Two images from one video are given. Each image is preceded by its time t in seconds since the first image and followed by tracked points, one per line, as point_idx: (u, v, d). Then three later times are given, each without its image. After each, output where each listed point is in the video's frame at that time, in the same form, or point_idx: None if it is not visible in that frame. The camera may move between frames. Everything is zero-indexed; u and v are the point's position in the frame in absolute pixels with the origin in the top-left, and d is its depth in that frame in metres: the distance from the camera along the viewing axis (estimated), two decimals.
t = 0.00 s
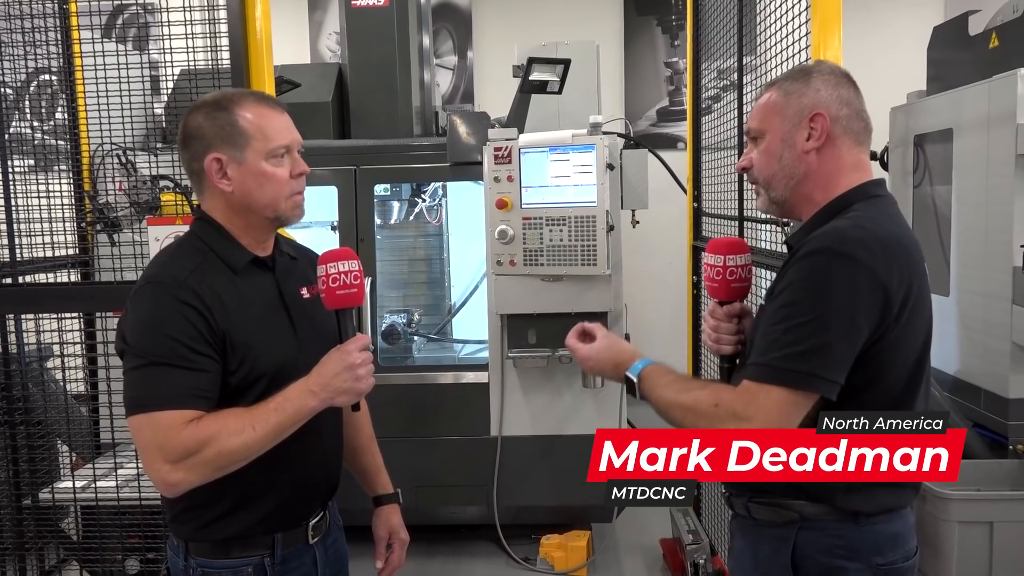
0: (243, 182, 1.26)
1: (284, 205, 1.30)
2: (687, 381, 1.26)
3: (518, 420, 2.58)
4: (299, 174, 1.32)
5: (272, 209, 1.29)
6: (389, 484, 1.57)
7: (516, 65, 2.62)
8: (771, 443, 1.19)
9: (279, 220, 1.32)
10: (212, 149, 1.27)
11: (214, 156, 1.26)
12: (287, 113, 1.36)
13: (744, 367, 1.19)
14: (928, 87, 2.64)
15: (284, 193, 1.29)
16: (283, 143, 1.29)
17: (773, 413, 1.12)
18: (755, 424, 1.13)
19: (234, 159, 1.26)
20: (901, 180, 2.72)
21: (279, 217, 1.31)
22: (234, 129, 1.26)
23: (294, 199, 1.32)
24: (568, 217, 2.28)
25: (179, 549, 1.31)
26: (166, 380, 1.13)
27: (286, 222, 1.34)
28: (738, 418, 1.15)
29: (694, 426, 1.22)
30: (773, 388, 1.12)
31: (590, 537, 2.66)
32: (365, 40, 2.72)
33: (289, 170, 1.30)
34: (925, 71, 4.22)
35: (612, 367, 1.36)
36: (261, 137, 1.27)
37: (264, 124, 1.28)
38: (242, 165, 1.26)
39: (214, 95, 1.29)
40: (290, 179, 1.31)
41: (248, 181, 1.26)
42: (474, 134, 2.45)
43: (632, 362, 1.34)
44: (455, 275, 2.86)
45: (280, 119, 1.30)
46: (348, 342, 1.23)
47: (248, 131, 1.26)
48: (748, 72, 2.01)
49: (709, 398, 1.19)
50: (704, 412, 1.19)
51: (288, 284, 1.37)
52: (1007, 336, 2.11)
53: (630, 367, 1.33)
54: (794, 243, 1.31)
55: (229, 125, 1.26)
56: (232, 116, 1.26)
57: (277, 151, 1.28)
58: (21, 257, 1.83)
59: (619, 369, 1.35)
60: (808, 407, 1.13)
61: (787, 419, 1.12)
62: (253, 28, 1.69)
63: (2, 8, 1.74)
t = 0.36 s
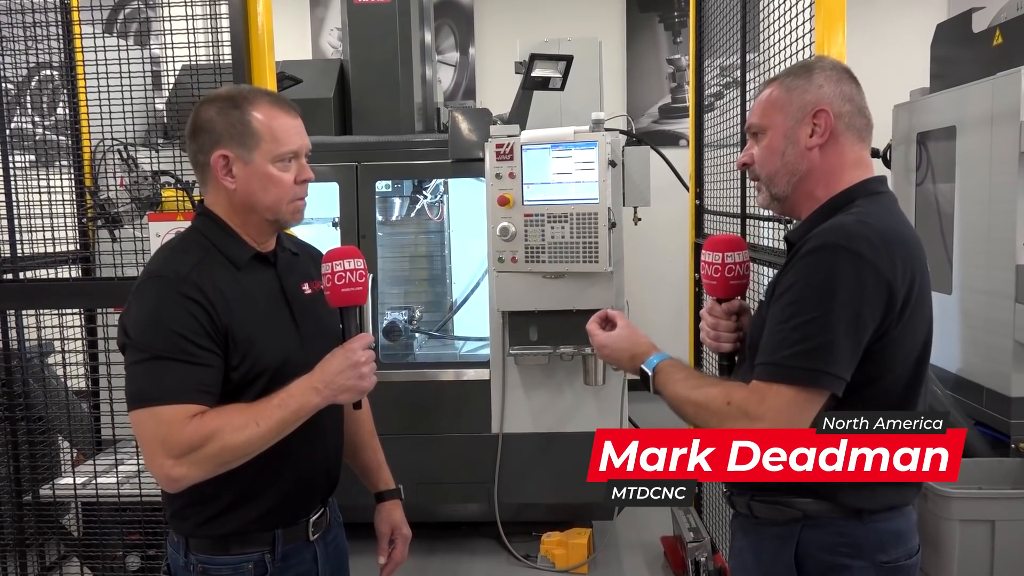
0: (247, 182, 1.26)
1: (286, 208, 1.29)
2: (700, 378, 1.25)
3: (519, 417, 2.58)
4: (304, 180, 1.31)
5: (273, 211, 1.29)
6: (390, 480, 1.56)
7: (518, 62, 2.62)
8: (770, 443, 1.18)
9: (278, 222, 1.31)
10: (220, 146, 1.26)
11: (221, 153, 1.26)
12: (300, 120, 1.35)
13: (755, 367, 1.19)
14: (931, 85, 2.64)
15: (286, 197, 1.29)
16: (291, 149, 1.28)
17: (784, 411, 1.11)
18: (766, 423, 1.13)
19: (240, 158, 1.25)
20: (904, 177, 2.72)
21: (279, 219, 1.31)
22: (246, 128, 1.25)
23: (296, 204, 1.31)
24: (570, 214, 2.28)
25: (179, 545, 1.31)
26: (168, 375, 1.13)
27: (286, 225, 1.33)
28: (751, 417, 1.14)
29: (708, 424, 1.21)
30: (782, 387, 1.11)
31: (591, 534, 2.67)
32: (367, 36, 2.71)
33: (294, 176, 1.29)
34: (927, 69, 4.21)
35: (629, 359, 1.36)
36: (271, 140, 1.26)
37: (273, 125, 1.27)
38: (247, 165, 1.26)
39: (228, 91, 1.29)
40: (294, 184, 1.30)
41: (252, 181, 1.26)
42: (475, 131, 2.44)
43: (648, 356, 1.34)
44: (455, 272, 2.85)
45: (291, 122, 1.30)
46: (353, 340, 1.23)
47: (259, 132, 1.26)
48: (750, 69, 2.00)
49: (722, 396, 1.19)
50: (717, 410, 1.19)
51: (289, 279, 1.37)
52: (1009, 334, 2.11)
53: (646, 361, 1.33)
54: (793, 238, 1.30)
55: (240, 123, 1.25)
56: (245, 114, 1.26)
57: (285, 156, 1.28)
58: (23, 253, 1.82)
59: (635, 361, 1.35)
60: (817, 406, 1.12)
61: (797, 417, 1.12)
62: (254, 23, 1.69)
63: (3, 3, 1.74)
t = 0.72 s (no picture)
0: (247, 179, 1.26)
1: (285, 206, 1.29)
2: (701, 354, 1.25)
3: (519, 415, 2.58)
4: (304, 177, 1.31)
5: (273, 208, 1.28)
6: (393, 478, 1.56)
7: (518, 59, 2.61)
8: (770, 443, 1.18)
9: (278, 220, 1.31)
10: (220, 143, 1.26)
11: (221, 149, 1.26)
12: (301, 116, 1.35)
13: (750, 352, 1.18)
14: (932, 80, 2.63)
15: (286, 195, 1.28)
16: (292, 145, 1.28)
17: (777, 402, 1.11)
18: (757, 412, 1.13)
19: (240, 155, 1.25)
20: (905, 173, 2.71)
21: (279, 217, 1.30)
22: (245, 125, 1.25)
23: (296, 201, 1.30)
24: (570, 211, 2.28)
25: (180, 544, 1.31)
26: (166, 372, 1.13)
27: (287, 223, 1.33)
28: (744, 405, 1.14)
29: (702, 404, 1.22)
30: (777, 375, 1.11)
31: (592, 532, 2.67)
32: (366, 34, 2.71)
33: (294, 173, 1.29)
34: (927, 65, 4.21)
35: (630, 318, 1.33)
36: (271, 137, 1.26)
37: (274, 122, 1.27)
38: (247, 162, 1.25)
39: (229, 88, 1.29)
40: (294, 181, 1.29)
41: (252, 179, 1.26)
42: (475, 128, 2.44)
43: (650, 320, 1.31)
44: (455, 270, 2.85)
45: (291, 118, 1.29)
46: (354, 339, 1.22)
47: (258, 128, 1.25)
48: (750, 65, 2.00)
49: (720, 378, 1.19)
50: (712, 393, 1.19)
51: (290, 278, 1.36)
52: (1010, 330, 2.11)
53: (649, 325, 1.31)
54: (790, 234, 1.30)
55: (240, 120, 1.25)
56: (244, 111, 1.25)
57: (285, 153, 1.27)
58: (23, 253, 1.82)
59: (637, 322, 1.33)
60: (809, 397, 1.12)
61: (789, 410, 1.12)
62: (253, 21, 1.68)
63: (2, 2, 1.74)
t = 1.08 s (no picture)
0: (246, 177, 1.26)
1: (284, 204, 1.29)
2: (702, 366, 1.25)
3: (519, 414, 2.58)
4: (304, 176, 1.30)
5: (272, 207, 1.28)
6: (390, 478, 1.56)
7: (518, 58, 2.61)
8: (771, 443, 1.18)
9: (277, 218, 1.31)
10: (219, 140, 1.26)
11: (220, 148, 1.26)
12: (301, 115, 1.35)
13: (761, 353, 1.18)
14: (932, 79, 2.63)
15: (285, 193, 1.28)
16: (292, 144, 1.28)
17: (789, 400, 1.11)
18: (769, 412, 1.12)
19: (240, 153, 1.25)
20: (905, 171, 2.71)
21: (278, 216, 1.30)
22: (246, 123, 1.25)
23: (295, 200, 1.30)
24: (570, 210, 2.28)
25: (180, 544, 1.31)
26: (167, 373, 1.13)
27: (285, 222, 1.32)
28: (754, 405, 1.13)
29: (709, 412, 1.20)
30: (788, 374, 1.11)
31: (592, 530, 2.67)
32: (366, 33, 2.70)
33: (293, 172, 1.29)
34: (927, 64, 4.21)
35: (626, 345, 1.36)
36: (271, 135, 1.26)
37: (273, 120, 1.26)
38: (247, 160, 1.25)
39: (230, 86, 1.29)
40: (294, 180, 1.29)
41: (252, 177, 1.26)
42: (475, 127, 2.44)
43: (646, 343, 1.33)
44: (455, 269, 2.85)
45: (291, 117, 1.29)
46: (354, 339, 1.22)
47: (259, 127, 1.25)
48: (750, 64, 2.00)
49: (725, 384, 1.18)
50: (719, 398, 1.18)
51: (290, 277, 1.36)
52: (1010, 328, 2.11)
53: (644, 347, 1.33)
54: (795, 231, 1.28)
55: (240, 118, 1.25)
56: (245, 109, 1.25)
57: (285, 151, 1.27)
58: (22, 251, 1.82)
59: (633, 347, 1.35)
60: (821, 395, 1.12)
61: (802, 407, 1.11)
62: (252, 20, 1.68)
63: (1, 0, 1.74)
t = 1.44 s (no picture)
0: (243, 177, 1.26)
1: (282, 205, 1.29)
2: (720, 365, 1.25)
3: (519, 414, 2.58)
4: (300, 177, 1.31)
5: (269, 207, 1.28)
6: (392, 477, 1.56)
7: (517, 59, 2.61)
8: (770, 443, 1.19)
9: (274, 219, 1.31)
10: (217, 140, 1.26)
11: (217, 147, 1.26)
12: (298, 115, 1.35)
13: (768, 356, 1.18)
14: (932, 79, 2.63)
15: (281, 193, 1.28)
16: (289, 144, 1.28)
17: (803, 404, 1.11)
18: (783, 415, 1.13)
19: (237, 153, 1.25)
20: (904, 171, 2.71)
21: (275, 217, 1.31)
22: (244, 123, 1.25)
23: (291, 201, 1.31)
24: (570, 211, 2.28)
25: (181, 545, 1.31)
26: (167, 375, 1.13)
27: (282, 223, 1.33)
28: (768, 408, 1.14)
29: (726, 412, 1.21)
30: (801, 377, 1.11)
31: (593, 531, 2.67)
32: (366, 34, 2.71)
33: (290, 173, 1.29)
34: (927, 65, 4.21)
35: (650, 337, 1.34)
36: (268, 135, 1.26)
37: (271, 121, 1.27)
38: (244, 160, 1.25)
39: (228, 86, 1.29)
40: (291, 181, 1.29)
41: (249, 177, 1.26)
42: (475, 128, 2.45)
43: (670, 337, 1.31)
44: (455, 270, 2.85)
45: (288, 118, 1.30)
46: (355, 338, 1.22)
47: (256, 127, 1.25)
48: (750, 64, 2.00)
49: (741, 385, 1.18)
50: (734, 398, 1.19)
51: (289, 278, 1.37)
52: (1009, 328, 2.11)
53: (668, 341, 1.31)
54: (800, 230, 1.28)
55: (238, 118, 1.25)
56: (242, 109, 1.26)
57: (282, 152, 1.27)
58: (22, 252, 1.82)
59: (657, 339, 1.33)
60: (834, 398, 1.12)
61: (816, 411, 1.11)
62: (252, 21, 1.68)
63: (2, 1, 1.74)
